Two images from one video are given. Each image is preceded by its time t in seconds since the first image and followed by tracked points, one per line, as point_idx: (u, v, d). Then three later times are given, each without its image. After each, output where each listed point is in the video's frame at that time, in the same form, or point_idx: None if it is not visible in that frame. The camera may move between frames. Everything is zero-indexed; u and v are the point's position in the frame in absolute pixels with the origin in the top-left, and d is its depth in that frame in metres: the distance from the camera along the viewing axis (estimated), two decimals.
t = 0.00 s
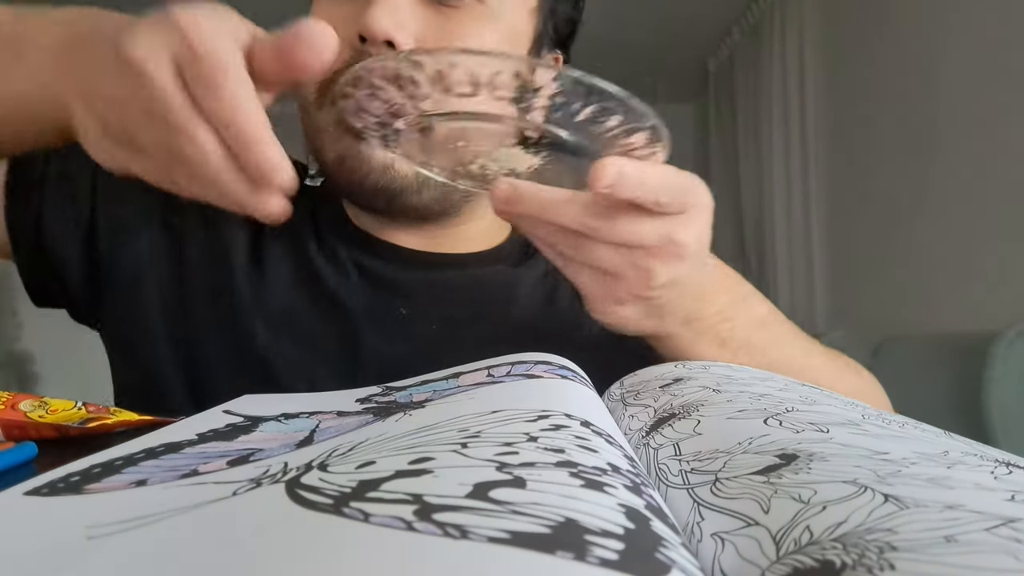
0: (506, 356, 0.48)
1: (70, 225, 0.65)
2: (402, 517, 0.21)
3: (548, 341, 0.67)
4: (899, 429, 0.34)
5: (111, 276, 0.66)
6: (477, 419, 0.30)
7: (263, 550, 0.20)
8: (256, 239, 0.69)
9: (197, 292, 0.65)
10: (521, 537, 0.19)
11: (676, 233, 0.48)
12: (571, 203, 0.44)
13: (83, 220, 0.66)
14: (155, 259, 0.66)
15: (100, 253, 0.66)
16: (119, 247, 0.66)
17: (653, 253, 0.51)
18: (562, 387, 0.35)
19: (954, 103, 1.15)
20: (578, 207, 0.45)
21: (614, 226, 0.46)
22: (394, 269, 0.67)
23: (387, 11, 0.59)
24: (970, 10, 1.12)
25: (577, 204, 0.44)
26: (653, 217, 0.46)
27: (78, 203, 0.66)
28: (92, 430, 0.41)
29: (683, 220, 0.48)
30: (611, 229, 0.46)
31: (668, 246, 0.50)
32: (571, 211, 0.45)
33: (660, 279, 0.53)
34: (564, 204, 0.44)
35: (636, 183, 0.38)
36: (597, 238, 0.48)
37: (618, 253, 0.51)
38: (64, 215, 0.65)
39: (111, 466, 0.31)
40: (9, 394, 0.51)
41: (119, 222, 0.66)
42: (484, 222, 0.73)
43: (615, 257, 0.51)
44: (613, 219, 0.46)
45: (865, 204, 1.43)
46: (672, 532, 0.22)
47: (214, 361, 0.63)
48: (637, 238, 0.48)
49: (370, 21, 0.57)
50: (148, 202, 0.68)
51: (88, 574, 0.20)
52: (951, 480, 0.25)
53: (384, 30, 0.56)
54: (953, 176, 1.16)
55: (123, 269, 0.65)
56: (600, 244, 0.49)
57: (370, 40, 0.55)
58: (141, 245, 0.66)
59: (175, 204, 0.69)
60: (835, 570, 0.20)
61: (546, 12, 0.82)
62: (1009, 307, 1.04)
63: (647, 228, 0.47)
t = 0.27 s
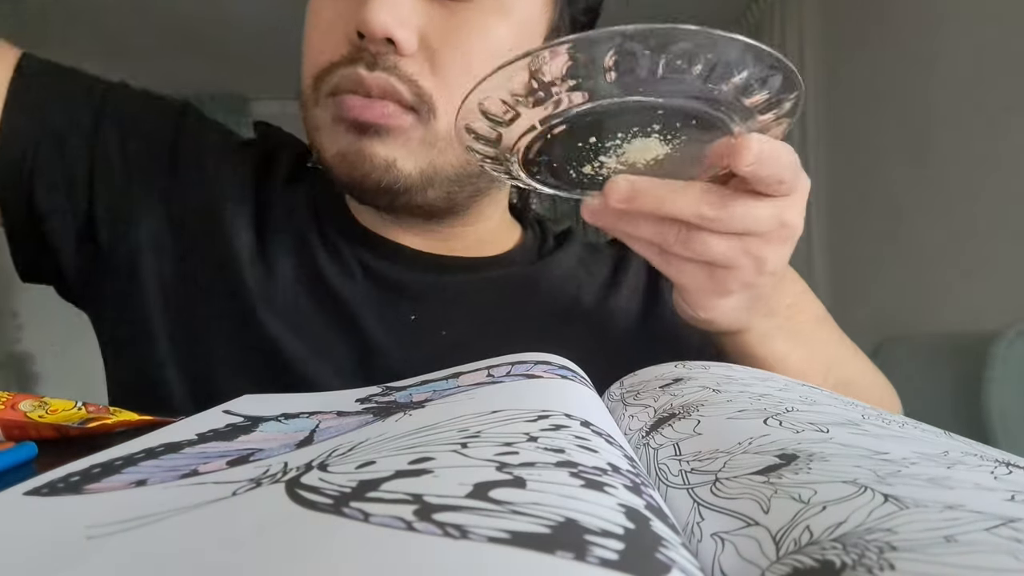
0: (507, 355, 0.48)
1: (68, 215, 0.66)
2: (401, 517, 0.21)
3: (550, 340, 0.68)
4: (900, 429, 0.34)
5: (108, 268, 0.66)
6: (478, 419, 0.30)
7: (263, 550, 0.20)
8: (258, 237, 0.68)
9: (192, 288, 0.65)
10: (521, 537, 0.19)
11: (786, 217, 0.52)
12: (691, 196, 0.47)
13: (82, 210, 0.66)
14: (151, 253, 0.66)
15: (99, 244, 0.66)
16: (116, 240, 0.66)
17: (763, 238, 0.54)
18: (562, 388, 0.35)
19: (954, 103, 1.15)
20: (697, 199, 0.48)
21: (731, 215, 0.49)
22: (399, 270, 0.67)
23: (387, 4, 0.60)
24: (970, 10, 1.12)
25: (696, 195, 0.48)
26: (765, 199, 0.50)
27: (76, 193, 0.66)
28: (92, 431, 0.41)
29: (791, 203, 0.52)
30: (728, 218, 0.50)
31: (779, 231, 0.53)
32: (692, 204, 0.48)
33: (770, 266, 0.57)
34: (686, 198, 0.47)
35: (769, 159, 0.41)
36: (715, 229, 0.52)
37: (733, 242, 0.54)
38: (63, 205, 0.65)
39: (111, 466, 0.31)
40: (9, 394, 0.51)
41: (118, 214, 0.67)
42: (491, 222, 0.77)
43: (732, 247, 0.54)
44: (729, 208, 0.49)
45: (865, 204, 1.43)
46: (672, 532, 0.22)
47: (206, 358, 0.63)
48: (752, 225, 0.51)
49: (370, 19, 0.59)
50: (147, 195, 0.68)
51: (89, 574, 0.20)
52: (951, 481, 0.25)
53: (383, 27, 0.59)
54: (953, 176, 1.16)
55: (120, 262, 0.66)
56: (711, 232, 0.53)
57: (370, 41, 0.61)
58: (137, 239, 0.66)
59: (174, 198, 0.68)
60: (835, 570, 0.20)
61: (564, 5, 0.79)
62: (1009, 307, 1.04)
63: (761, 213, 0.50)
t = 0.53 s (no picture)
0: (507, 356, 0.48)
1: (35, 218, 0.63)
2: (401, 517, 0.21)
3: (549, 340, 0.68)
4: (899, 429, 0.34)
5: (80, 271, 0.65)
6: (478, 419, 0.30)
7: (263, 549, 0.20)
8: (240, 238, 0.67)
9: (170, 291, 0.64)
10: (521, 537, 0.19)
11: (799, 230, 0.53)
12: (704, 224, 0.48)
13: (48, 212, 0.64)
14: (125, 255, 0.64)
15: (68, 247, 0.64)
16: (88, 242, 0.65)
17: (779, 253, 0.55)
18: (562, 388, 0.35)
19: (954, 103, 1.15)
20: (708, 227, 0.49)
21: (743, 235, 0.50)
22: (391, 275, 0.67)
23: None
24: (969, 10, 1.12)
25: (707, 223, 0.48)
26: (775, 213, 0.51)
27: (42, 194, 0.64)
28: (92, 430, 0.41)
29: (803, 214, 0.52)
30: (741, 238, 0.51)
31: (794, 244, 0.54)
32: (704, 231, 0.49)
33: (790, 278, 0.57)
34: (698, 226, 0.48)
35: (778, 186, 0.44)
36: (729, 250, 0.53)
37: (750, 261, 0.55)
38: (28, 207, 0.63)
39: (111, 466, 0.31)
40: (9, 394, 0.51)
41: (89, 216, 0.65)
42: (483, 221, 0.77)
43: (749, 266, 0.55)
44: (741, 229, 0.50)
45: (865, 204, 1.43)
46: (672, 532, 0.22)
47: (187, 363, 0.63)
48: (765, 242, 0.52)
49: (361, 13, 0.58)
50: (119, 195, 0.66)
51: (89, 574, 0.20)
52: (951, 480, 0.25)
53: (375, 23, 0.59)
54: (952, 176, 1.16)
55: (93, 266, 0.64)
56: (727, 256, 0.54)
57: (359, 38, 0.60)
58: (110, 242, 0.64)
59: (148, 198, 0.66)
60: (835, 570, 0.20)
61: None
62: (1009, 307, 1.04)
63: (773, 230, 0.51)
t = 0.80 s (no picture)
0: (507, 356, 0.48)
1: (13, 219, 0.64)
2: (401, 517, 0.21)
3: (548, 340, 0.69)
4: (899, 429, 0.34)
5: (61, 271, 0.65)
6: (478, 419, 0.30)
7: (263, 550, 0.20)
8: (223, 238, 0.67)
9: (153, 291, 0.65)
10: (521, 537, 0.19)
11: (806, 237, 0.53)
12: (711, 232, 0.48)
13: (27, 212, 0.65)
14: (106, 254, 0.65)
15: (48, 247, 0.64)
16: (68, 243, 0.65)
17: (785, 261, 0.55)
18: (562, 387, 0.35)
19: (954, 104, 1.15)
20: (715, 235, 0.49)
21: (750, 243, 0.50)
22: (384, 277, 0.67)
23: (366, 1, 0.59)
24: (969, 10, 1.12)
25: (714, 231, 0.48)
26: (783, 221, 0.51)
27: (21, 195, 0.64)
28: (92, 430, 0.41)
29: (809, 221, 0.52)
30: (748, 246, 0.50)
31: (800, 251, 0.54)
32: (710, 240, 0.49)
33: (797, 285, 0.57)
34: (704, 234, 0.48)
35: (787, 194, 0.44)
36: (736, 258, 0.53)
37: (756, 269, 0.55)
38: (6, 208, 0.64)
39: (111, 466, 0.31)
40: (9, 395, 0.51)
41: (69, 216, 0.65)
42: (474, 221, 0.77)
43: (755, 274, 0.55)
44: (747, 238, 0.50)
45: (865, 205, 1.43)
46: (672, 532, 0.22)
47: (171, 364, 0.63)
48: (773, 250, 0.52)
49: (347, 15, 0.58)
50: (99, 194, 0.66)
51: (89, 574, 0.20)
52: (951, 480, 0.25)
53: (361, 23, 0.58)
54: (952, 176, 1.16)
55: (74, 266, 0.65)
56: (732, 264, 0.54)
57: (346, 38, 0.60)
58: (90, 242, 0.65)
59: (127, 198, 0.67)
60: (835, 570, 0.20)
61: None
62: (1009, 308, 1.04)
63: (780, 238, 0.51)
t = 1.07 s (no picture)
0: (506, 356, 0.48)
1: (13, 221, 0.64)
2: (402, 517, 0.21)
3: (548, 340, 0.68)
4: (899, 429, 0.34)
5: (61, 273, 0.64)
6: (478, 419, 0.30)
7: (261, 550, 0.20)
8: (223, 238, 0.67)
9: (155, 292, 0.65)
10: (520, 537, 0.19)
11: (804, 235, 0.52)
12: (707, 233, 0.48)
13: (26, 215, 0.64)
14: (107, 256, 0.65)
15: (48, 246, 0.64)
16: (69, 245, 0.65)
17: (785, 259, 0.55)
18: (562, 387, 0.35)
19: (953, 103, 1.15)
20: (712, 236, 0.48)
21: (747, 242, 0.50)
22: (386, 279, 0.67)
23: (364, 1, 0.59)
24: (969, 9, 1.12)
25: (711, 232, 0.48)
26: (779, 219, 0.50)
27: (20, 198, 0.64)
28: (93, 430, 0.41)
29: (807, 219, 0.52)
30: (745, 246, 0.50)
31: (800, 249, 0.54)
32: (708, 241, 0.48)
33: (797, 284, 0.57)
34: (701, 235, 0.48)
35: (783, 193, 0.44)
36: (734, 258, 0.52)
37: (756, 268, 0.55)
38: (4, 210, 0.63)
39: (111, 466, 0.31)
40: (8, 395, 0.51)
41: (68, 218, 0.65)
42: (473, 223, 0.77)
43: (755, 273, 0.55)
44: (744, 236, 0.50)
45: (865, 204, 1.43)
46: (672, 532, 0.22)
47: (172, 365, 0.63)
48: (771, 249, 0.52)
49: (346, 16, 0.58)
50: (100, 196, 0.66)
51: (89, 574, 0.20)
52: (951, 481, 0.25)
53: (360, 24, 0.58)
54: (952, 176, 1.16)
55: (74, 268, 0.64)
56: (731, 263, 0.54)
57: (346, 40, 0.60)
58: (92, 244, 0.64)
59: (128, 200, 0.67)
60: (835, 570, 0.20)
61: None
62: (1008, 307, 1.04)
63: (778, 236, 0.51)
